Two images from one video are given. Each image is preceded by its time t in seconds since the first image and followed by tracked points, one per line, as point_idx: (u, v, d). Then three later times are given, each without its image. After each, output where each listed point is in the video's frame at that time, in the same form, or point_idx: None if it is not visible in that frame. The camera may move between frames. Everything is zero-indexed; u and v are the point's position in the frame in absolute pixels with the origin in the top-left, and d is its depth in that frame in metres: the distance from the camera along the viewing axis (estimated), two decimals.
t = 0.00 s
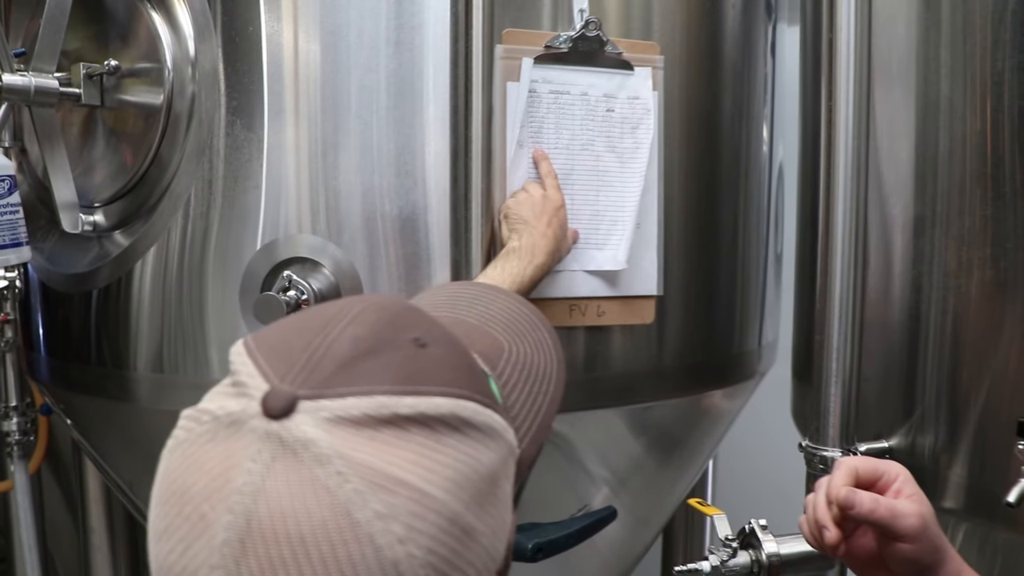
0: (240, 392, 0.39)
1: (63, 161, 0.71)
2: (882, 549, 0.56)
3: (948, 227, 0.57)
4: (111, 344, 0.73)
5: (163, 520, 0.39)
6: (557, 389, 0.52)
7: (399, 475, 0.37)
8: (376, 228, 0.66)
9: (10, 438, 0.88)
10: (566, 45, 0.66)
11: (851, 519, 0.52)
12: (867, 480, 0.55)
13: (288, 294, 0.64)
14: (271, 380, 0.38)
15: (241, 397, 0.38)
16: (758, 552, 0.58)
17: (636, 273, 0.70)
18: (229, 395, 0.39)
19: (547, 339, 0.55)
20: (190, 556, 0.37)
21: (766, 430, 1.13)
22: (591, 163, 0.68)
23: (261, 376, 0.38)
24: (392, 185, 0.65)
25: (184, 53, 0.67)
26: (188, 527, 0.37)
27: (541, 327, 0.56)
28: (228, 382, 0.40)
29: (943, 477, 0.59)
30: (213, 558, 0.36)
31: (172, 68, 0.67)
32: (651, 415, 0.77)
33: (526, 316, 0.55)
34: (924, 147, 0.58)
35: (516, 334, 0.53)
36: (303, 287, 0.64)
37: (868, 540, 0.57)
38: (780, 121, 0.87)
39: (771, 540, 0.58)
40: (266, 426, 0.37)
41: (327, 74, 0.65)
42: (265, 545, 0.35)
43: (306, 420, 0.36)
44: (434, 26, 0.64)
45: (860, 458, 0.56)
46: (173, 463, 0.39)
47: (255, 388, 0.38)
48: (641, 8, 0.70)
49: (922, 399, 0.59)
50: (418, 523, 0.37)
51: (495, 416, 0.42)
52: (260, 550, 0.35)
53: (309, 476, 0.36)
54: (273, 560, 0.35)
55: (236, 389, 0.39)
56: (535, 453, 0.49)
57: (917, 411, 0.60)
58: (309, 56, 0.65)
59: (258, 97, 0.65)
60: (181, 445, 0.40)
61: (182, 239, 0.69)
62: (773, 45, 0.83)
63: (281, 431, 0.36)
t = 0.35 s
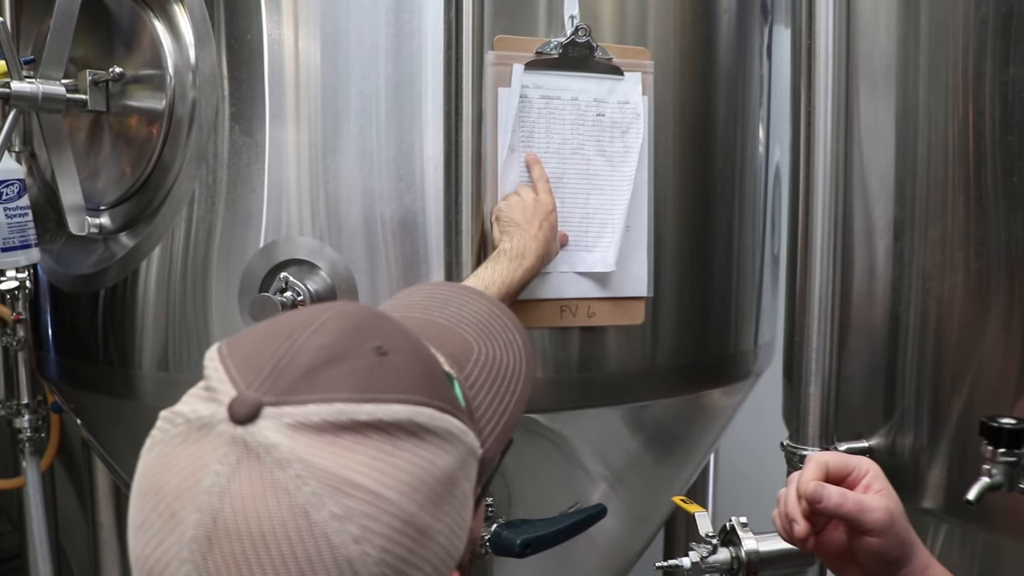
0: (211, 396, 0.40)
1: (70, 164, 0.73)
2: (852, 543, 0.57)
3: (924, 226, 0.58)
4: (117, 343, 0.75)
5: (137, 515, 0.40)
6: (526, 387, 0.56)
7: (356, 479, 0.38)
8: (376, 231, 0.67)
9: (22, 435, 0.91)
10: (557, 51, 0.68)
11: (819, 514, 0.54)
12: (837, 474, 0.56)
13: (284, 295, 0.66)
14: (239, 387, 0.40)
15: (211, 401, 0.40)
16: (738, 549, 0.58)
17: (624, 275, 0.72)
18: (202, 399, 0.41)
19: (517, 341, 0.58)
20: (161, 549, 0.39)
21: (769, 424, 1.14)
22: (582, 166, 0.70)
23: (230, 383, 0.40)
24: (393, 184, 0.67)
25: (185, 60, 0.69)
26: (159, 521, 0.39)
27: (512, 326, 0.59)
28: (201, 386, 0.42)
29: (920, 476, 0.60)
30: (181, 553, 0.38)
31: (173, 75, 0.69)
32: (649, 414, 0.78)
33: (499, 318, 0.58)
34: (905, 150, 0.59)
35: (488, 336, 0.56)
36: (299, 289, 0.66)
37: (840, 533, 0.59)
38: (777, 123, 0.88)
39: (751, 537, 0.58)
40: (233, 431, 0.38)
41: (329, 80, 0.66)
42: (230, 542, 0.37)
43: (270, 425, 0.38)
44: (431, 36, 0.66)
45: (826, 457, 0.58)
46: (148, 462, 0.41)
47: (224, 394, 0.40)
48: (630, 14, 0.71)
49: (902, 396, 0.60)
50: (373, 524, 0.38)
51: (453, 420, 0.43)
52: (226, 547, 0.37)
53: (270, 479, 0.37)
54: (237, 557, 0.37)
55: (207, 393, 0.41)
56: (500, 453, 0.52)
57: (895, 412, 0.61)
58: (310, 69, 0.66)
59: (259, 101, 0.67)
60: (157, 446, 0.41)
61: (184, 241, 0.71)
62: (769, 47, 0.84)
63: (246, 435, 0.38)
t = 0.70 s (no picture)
0: (208, 397, 0.42)
1: (82, 171, 0.76)
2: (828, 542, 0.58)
3: (909, 234, 0.56)
4: (128, 343, 0.78)
5: (143, 508, 0.42)
6: (509, 389, 0.59)
7: (341, 476, 0.40)
8: (379, 235, 0.69)
9: (37, 432, 0.93)
10: (552, 59, 0.69)
11: (795, 514, 0.55)
12: (813, 476, 0.57)
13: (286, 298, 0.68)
14: (235, 389, 0.41)
15: (208, 402, 0.42)
16: (723, 546, 0.60)
17: (617, 278, 0.73)
18: (200, 400, 0.43)
19: (503, 342, 0.61)
20: (162, 540, 0.41)
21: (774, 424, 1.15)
22: (577, 172, 0.71)
23: (226, 385, 0.42)
24: (396, 186, 0.68)
25: (191, 68, 0.71)
26: (161, 514, 0.41)
27: (501, 329, 0.62)
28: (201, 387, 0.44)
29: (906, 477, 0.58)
30: (181, 544, 0.40)
31: (180, 83, 0.71)
32: (649, 413, 0.79)
33: (486, 320, 0.61)
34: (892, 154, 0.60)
35: (475, 337, 0.59)
36: (300, 291, 0.68)
37: (817, 532, 0.60)
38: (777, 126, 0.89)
39: (735, 535, 0.60)
40: (228, 430, 0.40)
41: (333, 87, 0.68)
42: (228, 534, 0.39)
43: (262, 426, 0.40)
44: (431, 45, 0.68)
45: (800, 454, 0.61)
46: (151, 458, 0.43)
47: (220, 394, 0.42)
48: (626, 22, 0.72)
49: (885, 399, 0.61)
50: (357, 517, 0.40)
51: (435, 420, 0.45)
52: (223, 538, 0.39)
53: (262, 475, 0.39)
54: (234, 548, 0.39)
55: (205, 395, 0.43)
56: (485, 446, 0.56)
57: (880, 412, 0.59)
58: (315, 77, 0.68)
59: (265, 107, 0.69)
60: (158, 444, 0.43)
61: (191, 244, 0.73)
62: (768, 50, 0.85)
63: (241, 434, 0.40)
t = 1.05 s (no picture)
0: (232, 387, 0.44)
1: (100, 173, 0.78)
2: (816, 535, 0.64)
3: (901, 235, 0.56)
4: (144, 341, 0.80)
5: (172, 490, 0.44)
6: (512, 386, 0.61)
7: (353, 461, 0.42)
8: (389, 236, 0.71)
9: (56, 428, 0.96)
10: (555, 64, 0.71)
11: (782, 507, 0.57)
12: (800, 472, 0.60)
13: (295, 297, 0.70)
14: (256, 380, 0.43)
15: (233, 392, 0.44)
16: (718, 540, 0.62)
17: (620, 278, 0.75)
18: (224, 390, 0.45)
19: (505, 340, 0.63)
20: (188, 519, 0.43)
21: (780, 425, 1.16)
22: (579, 175, 0.73)
23: (249, 376, 0.44)
24: (403, 189, 0.70)
25: (204, 75, 0.73)
26: (189, 496, 0.43)
27: (503, 331, 0.64)
28: (224, 379, 0.46)
29: (898, 473, 0.58)
30: (208, 523, 0.42)
31: (194, 88, 0.73)
32: (653, 411, 0.80)
33: (488, 320, 0.63)
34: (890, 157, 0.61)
35: (478, 336, 0.61)
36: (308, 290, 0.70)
37: (805, 527, 0.65)
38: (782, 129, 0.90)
39: (730, 529, 0.62)
40: (251, 418, 0.42)
41: (343, 92, 0.70)
42: (252, 512, 0.41)
43: (283, 414, 0.42)
44: (438, 52, 0.70)
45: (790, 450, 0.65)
46: (179, 443, 0.45)
47: (245, 384, 0.43)
48: (630, 27, 0.74)
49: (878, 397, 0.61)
50: (369, 499, 0.42)
51: (440, 412, 0.47)
52: (247, 516, 0.41)
53: (281, 458, 0.41)
54: (258, 526, 0.41)
55: (229, 385, 0.45)
56: (487, 439, 0.59)
57: (873, 409, 0.60)
58: (325, 83, 0.70)
59: (278, 111, 0.71)
60: (185, 429, 0.45)
61: (206, 244, 0.75)
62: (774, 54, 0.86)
63: (264, 422, 0.41)
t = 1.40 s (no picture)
0: (264, 377, 0.46)
1: (121, 174, 0.80)
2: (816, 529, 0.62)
3: (902, 234, 0.57)
4: (162, 338, 0.82)
5: (203, 471, 0.45)
6: (525, 383, 0.62)
7: (379, 448, 0.43)
8: (403, 236, 0.72)
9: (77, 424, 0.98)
10: (563, 67, 0.72)
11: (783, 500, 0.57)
12: (800, 465, 0.60)
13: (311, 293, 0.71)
14: (289, 371, 0.45)
15: (265, 381, 0.45)
16: (721, 534, 0.63)
17: (629, 276, 0.76)
18: (256, 380, 0.46)
19: (519, 339, 0.64)
20: (218, 501, 0.43)
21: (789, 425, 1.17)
22: (588, 175, 0.74)
23: (281, 367, 0.45)
24: (416, 189, 0.72)
25: (221, 78, 0.75)
26: (220, 477, 0.43)
27: (517, 331, 0.65)
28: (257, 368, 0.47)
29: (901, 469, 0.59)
30: (238, 504, 0.42)
31: (211, 91, 0.75)
32: (662, 408, 0.81)
33: (502, 318, 0.64)
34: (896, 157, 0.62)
35: (495, 333, 0.62)
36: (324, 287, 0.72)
37: (806, 519, 0.63)
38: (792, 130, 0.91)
39: (733, 523, 0.63)
40: (283, 407, 0.43)
41: (357, 94, 0.71)
42: (282, 495, 0.41)
43: (313, 404, 0.43)
44: (450, 54, 0.71)
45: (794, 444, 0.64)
46: (213, 428, 0.46)
47: (276, 375, 0.45)
48: (641, 29, 0.75)
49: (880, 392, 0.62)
50: (393, 484, 0.43)
51: (460, 405, 0.48)
52: (277, 498, 0.41)
53: (312, 444, 0.42)
54: (287, 508, 0.41)
55: (261, 375, 0.46)
56: (501, 434, 0.60)
57: (876, 406, 0.61)
58: (339, 86, 0.72)
59: (293, 113, 0.73)
60: (219, 415, 0.46)
61: (223, 242, 0.76)
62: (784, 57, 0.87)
63: (295, 410, 0.43)
